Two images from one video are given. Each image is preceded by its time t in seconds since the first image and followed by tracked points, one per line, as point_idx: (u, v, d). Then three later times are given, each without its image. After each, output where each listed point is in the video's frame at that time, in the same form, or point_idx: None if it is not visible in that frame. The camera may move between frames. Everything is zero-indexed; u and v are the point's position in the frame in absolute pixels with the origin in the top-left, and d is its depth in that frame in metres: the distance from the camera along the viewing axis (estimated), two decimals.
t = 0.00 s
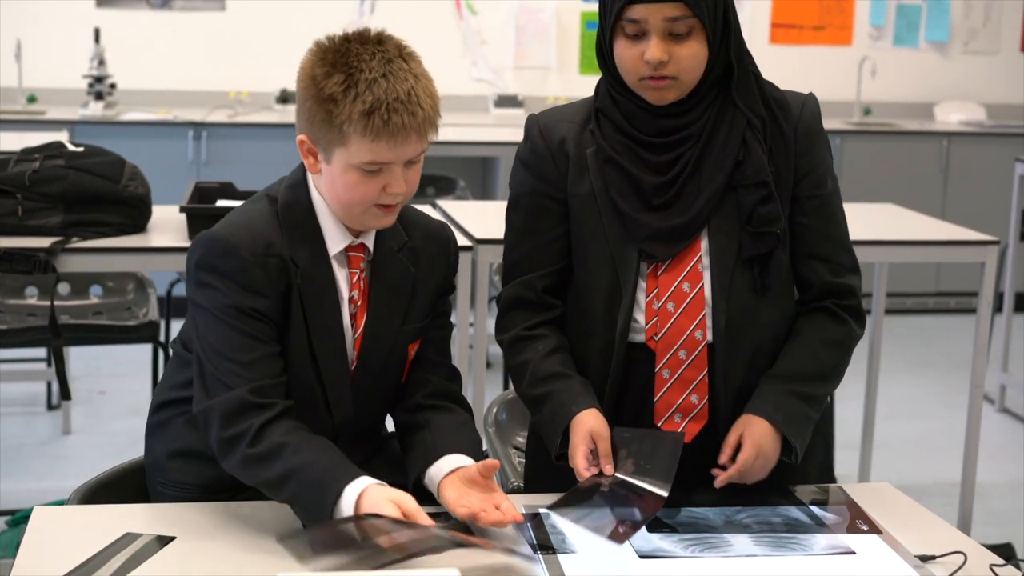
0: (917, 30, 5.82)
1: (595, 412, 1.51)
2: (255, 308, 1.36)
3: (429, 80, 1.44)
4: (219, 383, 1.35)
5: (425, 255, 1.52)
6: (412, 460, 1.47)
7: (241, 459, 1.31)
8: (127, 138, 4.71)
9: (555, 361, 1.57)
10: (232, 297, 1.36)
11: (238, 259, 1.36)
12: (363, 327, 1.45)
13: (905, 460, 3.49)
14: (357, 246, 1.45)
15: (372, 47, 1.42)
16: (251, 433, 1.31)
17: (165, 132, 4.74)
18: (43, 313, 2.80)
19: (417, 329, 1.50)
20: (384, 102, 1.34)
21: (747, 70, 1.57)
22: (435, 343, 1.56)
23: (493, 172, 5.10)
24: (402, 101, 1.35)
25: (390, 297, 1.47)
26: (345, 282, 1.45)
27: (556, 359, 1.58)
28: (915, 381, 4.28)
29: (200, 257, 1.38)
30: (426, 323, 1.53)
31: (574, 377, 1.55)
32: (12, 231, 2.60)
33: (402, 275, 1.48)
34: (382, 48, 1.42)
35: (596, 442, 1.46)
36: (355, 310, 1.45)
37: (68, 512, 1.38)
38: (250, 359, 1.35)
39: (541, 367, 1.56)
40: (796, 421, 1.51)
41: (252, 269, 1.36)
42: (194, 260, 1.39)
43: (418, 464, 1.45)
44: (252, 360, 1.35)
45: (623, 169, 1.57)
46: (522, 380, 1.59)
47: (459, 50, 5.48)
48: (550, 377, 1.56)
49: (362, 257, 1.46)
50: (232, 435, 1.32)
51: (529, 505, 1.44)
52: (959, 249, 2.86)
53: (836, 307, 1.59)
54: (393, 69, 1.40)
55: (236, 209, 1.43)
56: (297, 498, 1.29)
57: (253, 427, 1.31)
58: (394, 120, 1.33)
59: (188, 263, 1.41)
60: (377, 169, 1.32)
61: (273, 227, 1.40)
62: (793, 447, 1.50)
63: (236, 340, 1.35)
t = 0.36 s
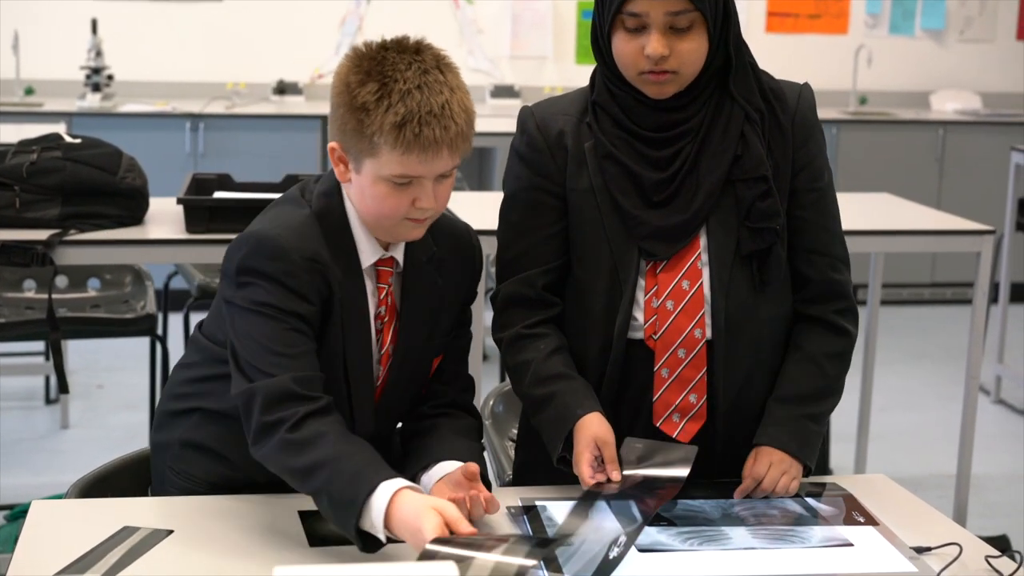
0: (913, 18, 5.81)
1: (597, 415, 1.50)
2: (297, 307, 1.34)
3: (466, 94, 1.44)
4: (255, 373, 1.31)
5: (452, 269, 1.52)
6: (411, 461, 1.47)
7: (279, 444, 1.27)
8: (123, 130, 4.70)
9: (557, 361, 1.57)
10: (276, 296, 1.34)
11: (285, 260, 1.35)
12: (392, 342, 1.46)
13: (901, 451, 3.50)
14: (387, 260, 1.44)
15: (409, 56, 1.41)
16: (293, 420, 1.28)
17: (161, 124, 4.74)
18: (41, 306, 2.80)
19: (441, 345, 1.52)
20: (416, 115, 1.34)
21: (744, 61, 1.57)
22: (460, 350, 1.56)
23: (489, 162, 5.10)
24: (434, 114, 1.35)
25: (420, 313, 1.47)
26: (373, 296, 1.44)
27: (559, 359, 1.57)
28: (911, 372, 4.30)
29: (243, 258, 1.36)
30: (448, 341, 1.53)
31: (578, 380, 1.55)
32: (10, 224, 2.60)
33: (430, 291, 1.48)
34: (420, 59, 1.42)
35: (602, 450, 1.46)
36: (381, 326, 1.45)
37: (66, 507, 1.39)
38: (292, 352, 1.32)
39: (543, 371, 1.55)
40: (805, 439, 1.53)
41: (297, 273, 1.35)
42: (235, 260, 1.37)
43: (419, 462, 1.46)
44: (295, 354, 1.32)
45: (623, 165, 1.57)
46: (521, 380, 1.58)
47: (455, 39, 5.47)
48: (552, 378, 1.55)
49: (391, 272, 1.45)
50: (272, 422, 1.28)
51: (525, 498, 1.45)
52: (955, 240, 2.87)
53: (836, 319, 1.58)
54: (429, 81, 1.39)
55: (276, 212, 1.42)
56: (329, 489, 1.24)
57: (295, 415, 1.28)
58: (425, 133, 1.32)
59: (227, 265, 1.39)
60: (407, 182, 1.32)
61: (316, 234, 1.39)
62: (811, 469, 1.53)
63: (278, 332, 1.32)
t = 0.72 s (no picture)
0: (905, 5, 5.80)
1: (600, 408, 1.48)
2: (303, 299, 1.33)
3: (475, 89, 1.43)
4: (261, 365, 1.30)
5: (455, 259, 1.50)
6: (407, 446, 1.46)
7: (285, 438, 1.26)
8: (112, 116, 4.66)
9: (558, 356, 1.53)
10: (285, 290, 1.32)
11: (294, 253, 1.33)
12: (395, 334, 1.45)
13: (895, 437, 3.50)
14: (393, 251, 1.43)
15: (419, 50, 1.40)
16: (300, 415, 1.27)
17: (151, 110, 4.71)
18: (31, 292, 2.78)
19: (446, 335, 1.51)
20: (424, 110, 1.32)
21: (743, 48, 1.56)
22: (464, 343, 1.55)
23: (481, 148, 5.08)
24: (441, 111, 1.33)
25: (425, 304, 1.46)
26: (378, 288, 1.43)
27: (563, 347, 1.54)
28: (905, 357, 4.30)
29: (248, 250, 1.34)
30: (453, 331, 1.53)
31: (578, 368, 1.53)
32: None
33: (435, 283, 1.47)
34: (431, 53, 1.40)
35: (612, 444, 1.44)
36: (385, 317, 1.44)
37: (59, 491, 1.37)
38: (298, 345, 1.30)
39: (546, 361, 1.52)
40: (805, 433, 1.53)
41: (306, 266, 1.33)
42: (241, 250, 1.35)
43: (415, 445, 1.45)
44: (301, 347, 1.31)
45: (622, 152, 1.56)
46: (523, 366, 1.55)
47: (445, 25, 5.44)
48: (557, 365, 1.52)
49: (396, 263, 1.44)
50: (278, 415, 1.28)
51: (520, 483, 1.44)
52: (949, 225, 2.87)
53: (838, 311, 1.58)
54: (438, 76, 1.38)
55: (283, 200, 1.40)
56: (341, 484, 1.24)
57: (302, 411, 1.27)
58: (431, 129, 1.31)
59: (232, 254, 1.37)
60: (413, 177, 1.31)
61: (324, 229, 1.37)
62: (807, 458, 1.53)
63: (284, 325, 1.30)
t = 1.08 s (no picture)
0: None
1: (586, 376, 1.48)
2: (301, 289, 1.33)
3: (471, 75, 1.42)
4: (259, 353, 1.31)
5: (452, 245, 1.50)
6: (402, 431, 1.46)
7: (285, 427, 1.27)
8: (109, 102, 4.65)
9: (548, 322, 1.55)
10: (283, 280, 1.32)
11: (291, 241, 1.33)
12: (393, 321, 1.45)
13: (891, 421, 3.51)
14: (390, 238, 1.43)
15: (415, 36, 1.40)
16: (299, 404, 1.27)
17: (147, 96, 4.70)
18: (27, 278, 2.78)
19: (442, 321, 1.51)
20: (420, 97, 1.32)
21: (753, 35, 1.54)
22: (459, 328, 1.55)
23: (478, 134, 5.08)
24: (437, 98, 1.33)
25: (422, 290, 1.46)
26: (375, 275, 1.43)
27: (551, 321, 1.56)
28: (901, 342, 4.31)
29: (245, 239, 1.34)
30: (449, 318, 1.52)
31: (566, 341, 1.53)
32: None
33: (432, 269, 1.47)
34: (428, 40, 1.40)
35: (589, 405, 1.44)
36: (382, 304, 1.44)
37: (55, 478, 1.37)
38: (297, 334, 1.31)
39: (535, 327, 1.54)
40: (799, 414, 1.53)
41: (304, 254, 1.33)
42: (240, 239, 1.34)
43: (410, 431, 1.45)
44: (300, 336, 1.31)
45: (627, 136, 1.55)
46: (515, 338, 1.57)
47: (442, 10, 5.42)
48: (542, 336, 1.54)
49: (394, 250, 1.43)
50: (277, 404, 1.28)
51: (516, 467, 1.45)
52: (946, 209, 2.87)
53: (841, 300, 1.58)
54: (435, 63, 1.38)
55: (281, 187, 1.40)
56: (339, 473, 1.24)
57: (301, 399, 1.28)
58: (428, 116, 1.30)
59: (231, 243, 1.36)
60: (410, 164, 1.31)
61: (320, 217, 1.36)
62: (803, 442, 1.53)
63: (283, 314, 1.31)
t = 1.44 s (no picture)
0: None
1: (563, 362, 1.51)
2: (297, 282, 1.33)
3: (466, 67, 1.42)
4: (255, 346, 1.31)
5: (449, 237, 1.51)
6: (400, 423, 1.47)
7: (280, 420, 1.27)
8: (107, 94, 4.65)
9: (541, 305, 1.58)
10: (280, 272, 1.32)
11: (286, 234, 1.33)
12: (389, 312, 1.45)
13: (889, 412, 3.52)
14: (385, 230, 1.43)
15: (411, 28, 1.39)
16: (295, 397, 1.28)
17: (145, 88, 4.69)
18: (26, 271, 2.78)
19: (439, 312, 1.51)
20: (416, 89, 1.32)
21: (772, 27, 1.53)
22: (455, 318, 1.55)
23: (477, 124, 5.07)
24: (434, 90, 1.33)
25: (418, 283, 1.46)
26: (371, 266, 1.43)
27: (543, 304, 1.58)
28: (900, 333, 4.31)
29: (240, 230, 1.34)
30: (445, 310, 1.53)
31: (552, 325, 1.55)
32: None
33: (428, 260, 1.47)
34: (423, 32, 1.40)
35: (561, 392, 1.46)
36: (378, 296, 1.44)
37: (53, 470, 1.38)
38: (293, 327, 1.31)
39: (529, 308, 1.57)
40: (804, 396, 1.53)
41: (300, 247, 1.33)
42: (234, 233, 1.35)
43: (407, 423, 1.46)
44: (297, 329, 1.31)
45: (639, 125, 1.55)
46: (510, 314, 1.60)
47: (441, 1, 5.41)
48: (533, 319, 1.56)
49: (389, 241, 1.44)
50: (273, 397, 1.28)
51: (514, 458, 1.45)
52: (944, 199, 2.87)
53: (852, 286, 1.57)
54: (430, 55, 1.37)
55: (277, 180, 1.39)
56: (334, 466, 1.24)
57: (297, 392, 1.28)
58: (424, 108, 1.30)
59: (226, 237, 1.36)
60: (406, 156, 1.31)
61: (316, 210, 1.36)
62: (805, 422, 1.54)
63: (279, 307, 1.31)
